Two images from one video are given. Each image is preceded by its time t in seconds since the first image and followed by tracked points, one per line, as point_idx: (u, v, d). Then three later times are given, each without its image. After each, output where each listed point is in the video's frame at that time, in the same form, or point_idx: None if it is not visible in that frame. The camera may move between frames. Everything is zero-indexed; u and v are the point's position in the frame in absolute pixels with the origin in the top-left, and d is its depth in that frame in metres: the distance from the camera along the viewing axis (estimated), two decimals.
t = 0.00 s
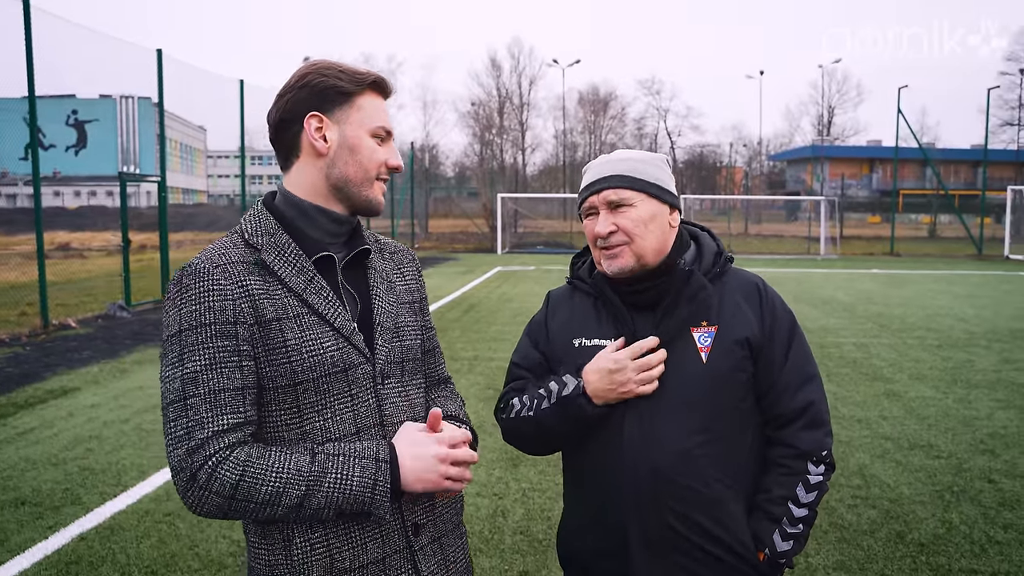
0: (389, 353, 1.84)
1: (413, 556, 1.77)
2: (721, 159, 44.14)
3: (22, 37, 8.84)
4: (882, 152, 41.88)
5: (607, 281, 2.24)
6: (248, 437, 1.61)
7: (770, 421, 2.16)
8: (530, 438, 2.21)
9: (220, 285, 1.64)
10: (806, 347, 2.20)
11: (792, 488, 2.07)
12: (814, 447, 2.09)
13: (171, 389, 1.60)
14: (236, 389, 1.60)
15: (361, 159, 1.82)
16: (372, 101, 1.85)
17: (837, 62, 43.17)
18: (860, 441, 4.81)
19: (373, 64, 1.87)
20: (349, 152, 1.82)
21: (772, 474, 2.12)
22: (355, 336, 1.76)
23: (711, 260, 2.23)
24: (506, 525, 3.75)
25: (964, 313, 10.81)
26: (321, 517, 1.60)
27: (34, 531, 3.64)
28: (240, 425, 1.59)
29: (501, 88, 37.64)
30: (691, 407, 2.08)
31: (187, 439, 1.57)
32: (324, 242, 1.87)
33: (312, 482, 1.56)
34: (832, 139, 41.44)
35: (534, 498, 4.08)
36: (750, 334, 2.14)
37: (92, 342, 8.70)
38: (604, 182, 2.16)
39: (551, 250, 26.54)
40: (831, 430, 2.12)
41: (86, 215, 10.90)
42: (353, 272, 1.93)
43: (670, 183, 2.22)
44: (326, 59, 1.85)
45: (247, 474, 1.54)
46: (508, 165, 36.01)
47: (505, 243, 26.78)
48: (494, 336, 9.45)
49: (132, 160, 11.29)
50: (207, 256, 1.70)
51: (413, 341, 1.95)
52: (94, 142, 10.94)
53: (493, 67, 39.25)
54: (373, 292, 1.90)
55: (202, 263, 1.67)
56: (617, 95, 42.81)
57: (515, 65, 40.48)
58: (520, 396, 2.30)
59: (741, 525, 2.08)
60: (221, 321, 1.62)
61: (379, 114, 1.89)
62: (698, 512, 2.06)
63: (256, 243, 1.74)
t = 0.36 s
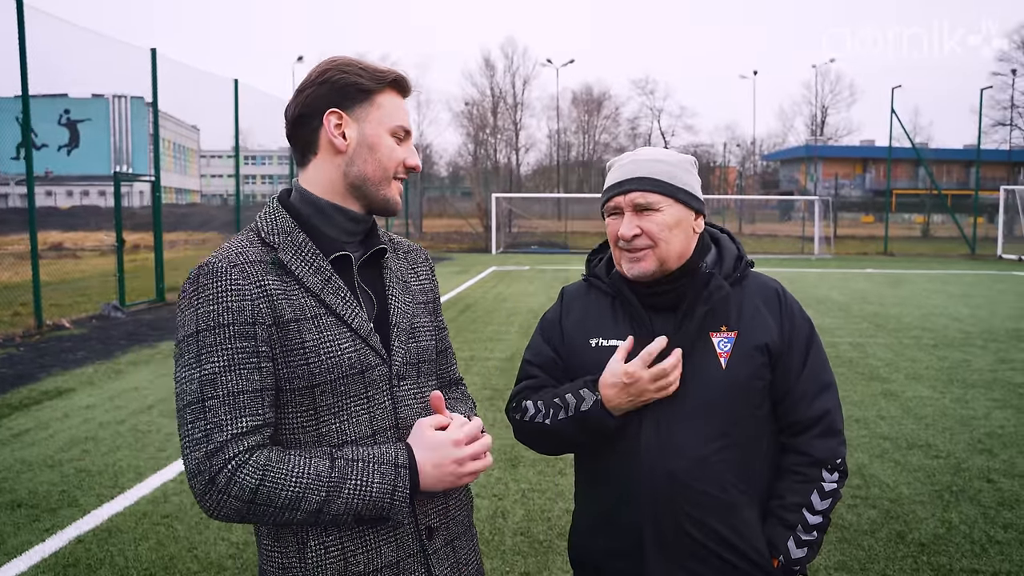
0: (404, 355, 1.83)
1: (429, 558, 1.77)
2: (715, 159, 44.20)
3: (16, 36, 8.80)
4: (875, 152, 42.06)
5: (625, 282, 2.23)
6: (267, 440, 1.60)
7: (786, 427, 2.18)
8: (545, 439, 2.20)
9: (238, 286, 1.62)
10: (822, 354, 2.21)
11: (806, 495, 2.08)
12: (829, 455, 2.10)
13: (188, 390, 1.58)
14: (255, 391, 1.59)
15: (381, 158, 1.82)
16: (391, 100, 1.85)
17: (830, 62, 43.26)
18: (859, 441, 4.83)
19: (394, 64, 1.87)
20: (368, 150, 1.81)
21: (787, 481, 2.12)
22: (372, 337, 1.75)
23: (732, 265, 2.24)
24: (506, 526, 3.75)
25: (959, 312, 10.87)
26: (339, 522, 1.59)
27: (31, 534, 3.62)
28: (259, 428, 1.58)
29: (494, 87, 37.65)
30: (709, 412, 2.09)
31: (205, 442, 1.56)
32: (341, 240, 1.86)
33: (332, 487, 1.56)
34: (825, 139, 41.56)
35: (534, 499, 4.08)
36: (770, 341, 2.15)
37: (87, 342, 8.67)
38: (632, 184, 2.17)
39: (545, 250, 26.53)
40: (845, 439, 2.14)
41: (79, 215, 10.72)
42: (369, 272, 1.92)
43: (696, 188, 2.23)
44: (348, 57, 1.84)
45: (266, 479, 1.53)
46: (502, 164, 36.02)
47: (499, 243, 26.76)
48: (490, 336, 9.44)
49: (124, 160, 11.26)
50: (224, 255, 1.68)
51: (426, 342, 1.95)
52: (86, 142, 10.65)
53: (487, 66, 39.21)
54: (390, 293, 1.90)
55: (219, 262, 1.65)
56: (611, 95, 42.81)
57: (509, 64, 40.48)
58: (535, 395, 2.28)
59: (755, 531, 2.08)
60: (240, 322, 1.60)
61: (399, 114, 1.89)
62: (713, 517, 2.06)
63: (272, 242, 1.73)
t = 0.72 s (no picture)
0: (418, 359, 1.82)
1: (443, 564, 1.77)
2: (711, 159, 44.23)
3: (11, 36, 8.76)
4: (870, 152, 42.15)
5: (653, 283, 2.24)
6: (282, 446, 1.59)
7: (811, 434, 2.15)
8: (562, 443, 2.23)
9: (254, 289, 1.61)
10: (850, 359, 2.18)
11: (831, 503, 2.06)
12: (853, 463, 2.09)
13: (203, 395, 1.57)
14: (271, 397, 1.58)
15: (397, 159, 1.81)
16: (408, 100, 1.84)
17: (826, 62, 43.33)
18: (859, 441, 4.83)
19: (412, 63, 1.87)
20: (384, 151, 1.81)
21: (811, 488, 2.10)
22: (387, 342, 1.75)
23: (763, 268, 2.23)
24: (508, 527, 3.74)
25: (956, 312, 10.89)
26: (355, 529, 1.59)
27: (29, 537, 3.61)
28: (274, 435, 1.57)
29: (491, 87, 37.63)
30: (734, 417, 2.10)
31: (221, 448, 1.55)
32: (357, 242, 1.86)
33: (348, 495, 1.55)
34: (821, 139, 41.64)
35: (536, 500, 4.08)
36: (799, 347, 2.14)
37: (83, 343, 8.64)
38: (671, 184, 2.19)
39: (541, 250, 26.53)
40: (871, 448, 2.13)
41: (73, 216, 10.64)
42: (384, 273, 1.92)
43: (733, 193, 2.25)
44: (366, 55, 1.83)
45: (282, 486, 1.52)
46: (498, 164, 36.04)
47: (496, 243, 26.76)
48: (488, 336, 9.43)
49: (119, 159, 11.15)
50: (239, 257, 1.67)
51: (439, 345, 1.94)
52: (81, 142, 10.53)
53: (483, 66, 39.19)
54: (405, 295, 1.89)
55: (234, 265, 1.64)
56: (607, 95, 42.81)
57: (505, 64, 40.51)
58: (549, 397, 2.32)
59: (778, 537, 2.08)
60: (256, 327, 1.59)
61: (415, 113, 1.88)
62: (735, 519, 2.07)
63: (288, 244, 1.72)
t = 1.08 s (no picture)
0: (427, 360, 1.82)
1: (452, 566, 1.77)
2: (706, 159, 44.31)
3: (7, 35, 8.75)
4: (865, 152, 42.23)
5: (671, 283, 2.25)
6: (291, 446, 1.58)
7: (831, 433, 2.14)
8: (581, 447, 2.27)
9: (264, 288, 1.60)
10: (871, 357, 2.16)
11: (853, 504, 2.06)
12: (876, 463, 2.09)
13: (212, 394, 1.57)
14: (280, 397, 1.58)
15: (408, 156, 1.80)
16: (419, 96, 1.83)
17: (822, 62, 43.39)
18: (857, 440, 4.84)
19: (424, 58, 1.85)
20: (395, 148, 1.80)
21: (832, 489, 2.10)
22: (397, 342, 1.74)
23: (781, 265, 2.23)
24: (508, 528, 3.74)
25: (952, 312, 10.91)
26: (364, 530, 1.58)
27: (26, 539, 3.59)
28: (283, 435, 1.57)
29: (486, 87, 37.61)
30: (752, 416, 2.10)
31: (229, 448, 1.54)
32: (365, 239, 1.85)
33: (358, 496, 1.55)
34: (815, 139, 41.74)
35: (535, 500, 4.07)
36: (818, 344, 2.12)
37: (79, 343, 8.61)
38: (685, 180, 2.21)
39: (537, 250, 26.55)
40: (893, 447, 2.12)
41: (68, 216, 10.59)
42: (392, 273, 1.91)
43: (749, 188, 2.27)
44: (378, 50, 1.83)
45: (292, 487, 1.52)
46: (494, 164, 36.02)
47: (491, 243, 26.77)
48: (485, 337, 9.42)
49: (114, 159, 11.20)
50: (248, 255, 1.66)
51: (447, 346, 1.94)
52: (74, 143, 10.48)
53: (478, 67, 39.19)
54: (414, 295, 1.89)
55: (244, 262, 1.63)
56: (602, 95, 42.82)
57: (500, 64, 40.54)
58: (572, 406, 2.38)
59: (798, 537, 2.08)
60: (266, 326, 1.58)
61: (427, 110, 1.87)
62: (753, 521, 2.07)
63: (298, 242, 1.71)
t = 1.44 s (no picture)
0: (428, 360, 1.81)
1: (453, 566, 1.76)
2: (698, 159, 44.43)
3: None
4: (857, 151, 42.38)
5: (682, 280, 2.27)
6: (292, 447, 1.57)
7: (841, 435, 2.15)
8: (597, 445, 2.20)
9: (266, 287, 1.59)
10: (883, 359, 2.17)
11: (860, 507, 2.06)
12: (885, 467, 2.08)
13: (212, 395, 1.55)
14: (281, 397, 1.56)
15: (410, 155, 1.80)
16: (422, 95, 1.82)
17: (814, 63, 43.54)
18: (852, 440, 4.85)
19: (427, 57, 1.84)
20: (398, 147, 1.79)
21: (840, 491, 2.10)
22: (398, 342, 1.73)
23: (794, 266, 2.24)
24: (504, 528, 3.73)
25: (945, 311, 10.96)
26: (366, 531, 1.57)
27: (18, 541, 3.56)
28: (285, 436, 1.55)
29: (478, 87, 37.60)
30: (762, 416, 2.10)
31: (230, 449, 1.53)
32: (366, 239, 1.84)
33: (360, 497, 1.54)
34: (807, 139, 41.86)
35: (530, 501, 4.07)
36: (830, 345, 2.13)
37: (71, 344, 8.56)
38: (695, 180, 2.20)
39: (530, 250, 26.56)
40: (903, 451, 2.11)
41: (59, 216, 10.51)
42: (393, 272, 1.90)
43: (760, 186, 2.25)
44: (381, 48, 1.82)
45: (293, 488, 1.50)
46: (486, 163, 36.02)
47: (484, 243, 26.76)
48: (479, 336, 9.40)
49: (105, 159, 11.13)
50: (248, 254, 1.64)
51: (448, 347, 1.93)
52: (66, 142, 10.40)
53: (471, 66, 39.15)
54: (415, 295, 1.88)
55: (244, 261, 1.62)
56: (595, 95, 42.83)
57: (493, 64, 40.54)
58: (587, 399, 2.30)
59: (805, 540, 2.08)
60: (267, 325, 1.57)
61: (430, 108, 1.86)
62: (760, 522, 2.08)
63: (299, 241, 1.70)
